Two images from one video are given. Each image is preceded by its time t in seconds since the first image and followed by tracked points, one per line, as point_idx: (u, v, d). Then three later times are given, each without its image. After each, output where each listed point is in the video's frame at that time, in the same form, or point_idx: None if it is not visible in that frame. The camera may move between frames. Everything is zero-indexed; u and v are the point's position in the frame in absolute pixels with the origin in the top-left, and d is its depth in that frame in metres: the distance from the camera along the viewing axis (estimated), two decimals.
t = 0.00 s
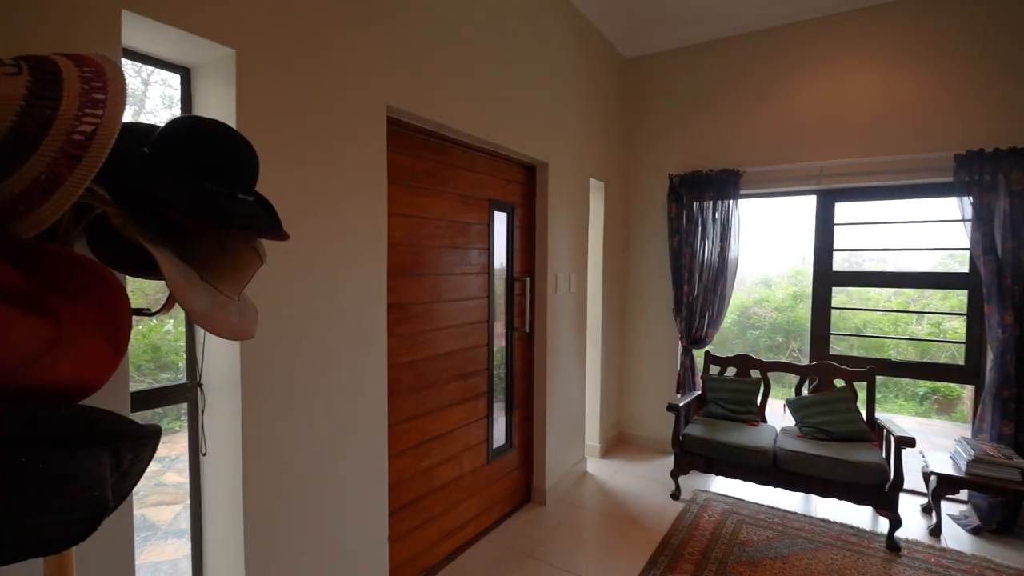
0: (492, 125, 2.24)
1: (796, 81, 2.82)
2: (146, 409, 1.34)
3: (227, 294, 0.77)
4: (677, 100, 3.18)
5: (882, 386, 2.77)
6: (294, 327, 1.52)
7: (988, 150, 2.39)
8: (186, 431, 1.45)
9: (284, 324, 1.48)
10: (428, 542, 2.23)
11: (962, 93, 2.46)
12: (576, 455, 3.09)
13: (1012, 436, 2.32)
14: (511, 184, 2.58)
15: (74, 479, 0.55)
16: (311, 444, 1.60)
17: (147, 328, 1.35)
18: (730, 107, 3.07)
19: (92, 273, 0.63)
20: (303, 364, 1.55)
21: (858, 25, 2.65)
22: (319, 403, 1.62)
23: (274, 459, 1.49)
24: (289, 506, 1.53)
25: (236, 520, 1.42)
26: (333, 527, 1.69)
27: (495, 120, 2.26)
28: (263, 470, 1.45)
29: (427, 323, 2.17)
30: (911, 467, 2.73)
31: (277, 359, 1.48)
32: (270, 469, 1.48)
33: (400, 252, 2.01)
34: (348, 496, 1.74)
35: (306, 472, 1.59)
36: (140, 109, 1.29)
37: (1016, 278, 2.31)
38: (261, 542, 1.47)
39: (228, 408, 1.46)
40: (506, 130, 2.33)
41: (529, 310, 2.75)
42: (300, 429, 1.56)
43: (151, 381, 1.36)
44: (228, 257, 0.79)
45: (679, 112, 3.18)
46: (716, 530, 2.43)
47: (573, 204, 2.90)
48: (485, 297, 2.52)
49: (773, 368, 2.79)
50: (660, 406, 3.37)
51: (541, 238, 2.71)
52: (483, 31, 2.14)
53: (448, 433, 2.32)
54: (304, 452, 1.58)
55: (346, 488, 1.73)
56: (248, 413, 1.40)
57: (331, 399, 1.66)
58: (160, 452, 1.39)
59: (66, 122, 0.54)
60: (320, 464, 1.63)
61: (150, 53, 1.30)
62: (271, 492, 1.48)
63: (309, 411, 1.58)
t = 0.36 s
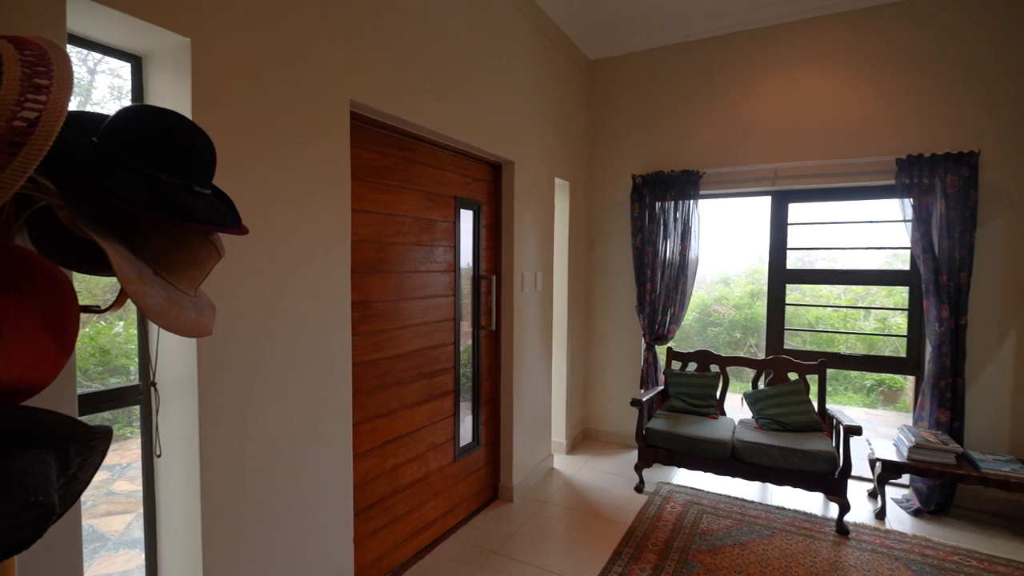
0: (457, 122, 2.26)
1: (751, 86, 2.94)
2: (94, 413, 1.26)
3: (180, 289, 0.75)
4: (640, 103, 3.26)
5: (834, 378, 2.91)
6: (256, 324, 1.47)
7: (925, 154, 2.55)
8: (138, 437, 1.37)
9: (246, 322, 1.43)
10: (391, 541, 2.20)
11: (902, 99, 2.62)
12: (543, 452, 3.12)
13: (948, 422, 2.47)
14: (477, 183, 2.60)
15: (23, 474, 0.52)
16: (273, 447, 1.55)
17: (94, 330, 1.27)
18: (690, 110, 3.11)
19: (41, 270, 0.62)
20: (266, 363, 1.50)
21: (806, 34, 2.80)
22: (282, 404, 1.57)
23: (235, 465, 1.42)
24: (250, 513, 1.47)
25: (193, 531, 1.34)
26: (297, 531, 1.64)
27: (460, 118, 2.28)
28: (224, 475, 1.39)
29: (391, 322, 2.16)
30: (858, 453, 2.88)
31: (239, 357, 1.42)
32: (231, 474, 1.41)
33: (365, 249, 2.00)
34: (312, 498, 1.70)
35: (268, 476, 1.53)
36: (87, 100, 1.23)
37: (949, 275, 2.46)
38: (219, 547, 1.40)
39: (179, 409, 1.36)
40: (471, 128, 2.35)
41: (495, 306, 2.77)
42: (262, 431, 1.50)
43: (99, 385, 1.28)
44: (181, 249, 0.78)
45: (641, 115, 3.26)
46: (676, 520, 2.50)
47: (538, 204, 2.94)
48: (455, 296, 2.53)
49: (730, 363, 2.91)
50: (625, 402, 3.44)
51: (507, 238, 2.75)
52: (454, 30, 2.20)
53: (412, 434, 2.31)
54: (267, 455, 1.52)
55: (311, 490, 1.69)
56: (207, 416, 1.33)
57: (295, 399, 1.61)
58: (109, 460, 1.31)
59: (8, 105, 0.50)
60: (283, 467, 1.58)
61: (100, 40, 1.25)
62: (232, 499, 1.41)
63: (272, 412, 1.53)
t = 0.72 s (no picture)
0: (422, 120, 2.25)
1: (710, 91, 3.03)
2: (36, 420, 1.19)
3: (131, 288, 0.69)
4: (604, 105, 3.33)
5: (789, 373, 3.03)
6: (215, 324, 1.42)
7: (870, 158, 2.69)
8: (85, 445, 1.30)
9: (203, 322, 1.38)
10: (356, 544, 2.16)
11: (849, 106, 2.76)
12: (510, 450, 3.13)
13: (892, 412, 2.61)
14: (443, 182, 2.60)
15: None
16: (232, 450, 1.49)
17: (36, 333, 1.20)
18: (651, 114, 3.19)
19: None
20: (225, 364, 1.45)
21: (762, 42, 2.91)
22: (241, 407, 1.51)
23: (191, 472, 1.36)
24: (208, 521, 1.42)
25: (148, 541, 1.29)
26: (259, 539, 1.59)
27: (425, 116, 2.27)
28: (181, 482, 1.34)
29: (355, 321, 2.13)
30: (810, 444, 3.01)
31: (196, 357, 1.36)
32: (188, 481, 1.36)
33: (328, 247, 1.97)
34: (276, 503, 1.65)
35: (229, 482, 1.48)
36: (27, 90, 1.17)
37: (892, 273, 2.61)
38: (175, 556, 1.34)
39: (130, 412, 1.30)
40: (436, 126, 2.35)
41: (461, 306, 2.77)
42: (220, 436, 1.45)
43: (41, 392, 1.21)
44: (135, 247, 0.72)
45: (606, 117, 3.33)
46: (641, 514, 2.54)
47: (504, 203, 2.96)
48: (421, 295, 2.52)
49: (692, 359, 2.99)
50: (590, 399, 3.49)
51: (472, 238, 2.76)
52: (417, 28, 2.19)
53: (378, 435, 2.27)
54: (226, 461, 1.47)
55: (272, 497, 1.63)
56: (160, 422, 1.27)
57: (253, 403, 1.55)
58: (53, 470, 1.24)
59: None
60: (241, 474, 1.52)
61: (41, 27, 1.19)
62: (189, 508, 1.36)
63: (229, 418, 1.47)
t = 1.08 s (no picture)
0: (388, 116, 2.23)
1: (673, 94, 3.11)
2: None
3: (78, 284, 0.69)
4: (571, 106, 3.37)
5: (749, 368, 3.13)
6: (178, 323, 1.35)
7: (822, 161, 2.82)
8: (27, 455, 1.22)
9: (164, 321, 1.31)
10: (321, 547, 2.11)
11: (804, 111, 2.87)
12: (478, 449, 3.13)
13: (843, 403, 2.74)
14: (409, 180, 2.58)
15: None
16: (193, 455, 1.42)
17: None
18: (617, 115, 3.25)
19: None
20: (184, 364, 1.38)
21: (721, 47, 3.00)
22: (200, 410, 1.43)
23: (146, 482, 1.29)
24: (168, 530, 1.35)
25: (98, 556, 1.21)
26: (222, 547, 1.52)
27: (390, 112, 2.25)
28: (134, 492, 1.26)
29: (319, 320, 2.08)
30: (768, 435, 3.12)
31: (154, 357, 1.29)
32: (144, 489, 1.28)
33: (290, 244, 1.93)
34: (240, 509, 1.58)
35: (188, 488, 1.41)
36: None
37: (843, 271, 2.73)
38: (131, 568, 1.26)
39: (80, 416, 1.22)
40: (402, 122, 2.33)
41: (427, 305, 2.76)
42: (179, 441, 1.37)
43: None
44: (81, 244, 0.71)
45: (572, 118, 3.38)
46: (606, 508, 2.58)
47: (471, 201, 2.96)
48: (386, 294, 2.49)
49: (656, 355, 3.06)
50: (558, 397, 3.52)
51: (438, 236, 2.75)
52: (383, 23, 2.17)
53: (343, 436, 2.23)
54: (184, 467, 1.39)
55: (237, 502, 1.57)
56: (110, 428, 1.19)
57: (215, 405, 1.48)
58: None
59: None
60: (204, 477, 1.46)
61: None
62: (148, 514, 1.29)
63: (192, 419, 1.41)
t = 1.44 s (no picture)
0: (352, 110, 2.18)
1: (639, 95, 3.16)
2: None
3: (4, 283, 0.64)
4: (539, 105, 3.38)
5: (713, 364, 3.20)
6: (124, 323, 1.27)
7: (781, 162, 2.91)
8: None
9: (110, 321, 1.24)
10: (282, 555, 2.04)
11: (764, 113, 2.95)
12: (447, 450, 3.10)
13: (802, 397, 2.83)
14: (374, 176, 2.54)
15: None
16: (143, 462, 1.33)
17: None
18: (586, 115, 3.28)
19: None
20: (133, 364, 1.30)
21: (685, 50, 3.06)
22: (151, 412, 1.36)
23: (89, 490, 1.21)
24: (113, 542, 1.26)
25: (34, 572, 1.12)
26: (175, 557, 1.45)
27: (354, 106, 2.20)
28: (75, 502, 1.18)
29: (280, 319, 2.02)
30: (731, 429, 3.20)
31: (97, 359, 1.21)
32: (86, 499, 1.20)
33: (248, 241, 1.85)
34: (194, 519, 1.50)
35: (136, 498, 1.32)
36: None
37: (801, 269, 2.83)
38: None
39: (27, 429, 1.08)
40: (367, 117, 2.29)
41: (394, 303, 2.71)
42: (127, 446, 1.29)
43: None
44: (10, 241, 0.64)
45: (540, 117, 3.39)
46: (574, 506, 2.59)
47: (438, 199, 2.93)
48: (351, 293, 2.43)
49: (624, 353, 3.09)
50: (527, 395, 3.53)
51: (405, 234, 2.72)
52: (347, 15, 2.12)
53: (305, 439, 2.16)
54: (133, 474, 1.31)
55: (191, 510, 1.49)
56: (47, 434, 1.11)
57: (167, 408, 1.40)
58: None
59: None
60: (154, 487, 1.37)
61: None
62: (88, 528, 1.21)
63: (140, 424, 1.32)
